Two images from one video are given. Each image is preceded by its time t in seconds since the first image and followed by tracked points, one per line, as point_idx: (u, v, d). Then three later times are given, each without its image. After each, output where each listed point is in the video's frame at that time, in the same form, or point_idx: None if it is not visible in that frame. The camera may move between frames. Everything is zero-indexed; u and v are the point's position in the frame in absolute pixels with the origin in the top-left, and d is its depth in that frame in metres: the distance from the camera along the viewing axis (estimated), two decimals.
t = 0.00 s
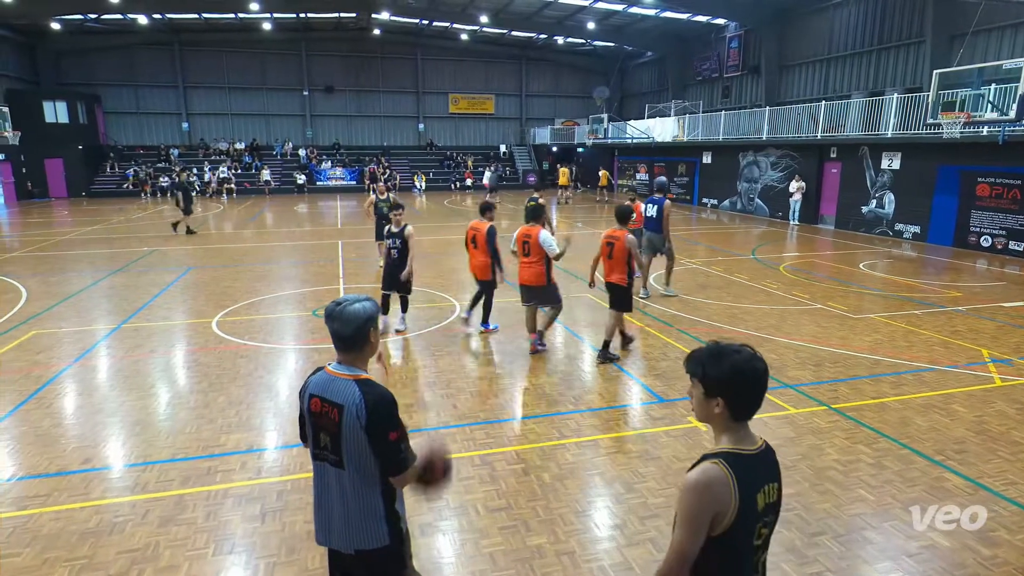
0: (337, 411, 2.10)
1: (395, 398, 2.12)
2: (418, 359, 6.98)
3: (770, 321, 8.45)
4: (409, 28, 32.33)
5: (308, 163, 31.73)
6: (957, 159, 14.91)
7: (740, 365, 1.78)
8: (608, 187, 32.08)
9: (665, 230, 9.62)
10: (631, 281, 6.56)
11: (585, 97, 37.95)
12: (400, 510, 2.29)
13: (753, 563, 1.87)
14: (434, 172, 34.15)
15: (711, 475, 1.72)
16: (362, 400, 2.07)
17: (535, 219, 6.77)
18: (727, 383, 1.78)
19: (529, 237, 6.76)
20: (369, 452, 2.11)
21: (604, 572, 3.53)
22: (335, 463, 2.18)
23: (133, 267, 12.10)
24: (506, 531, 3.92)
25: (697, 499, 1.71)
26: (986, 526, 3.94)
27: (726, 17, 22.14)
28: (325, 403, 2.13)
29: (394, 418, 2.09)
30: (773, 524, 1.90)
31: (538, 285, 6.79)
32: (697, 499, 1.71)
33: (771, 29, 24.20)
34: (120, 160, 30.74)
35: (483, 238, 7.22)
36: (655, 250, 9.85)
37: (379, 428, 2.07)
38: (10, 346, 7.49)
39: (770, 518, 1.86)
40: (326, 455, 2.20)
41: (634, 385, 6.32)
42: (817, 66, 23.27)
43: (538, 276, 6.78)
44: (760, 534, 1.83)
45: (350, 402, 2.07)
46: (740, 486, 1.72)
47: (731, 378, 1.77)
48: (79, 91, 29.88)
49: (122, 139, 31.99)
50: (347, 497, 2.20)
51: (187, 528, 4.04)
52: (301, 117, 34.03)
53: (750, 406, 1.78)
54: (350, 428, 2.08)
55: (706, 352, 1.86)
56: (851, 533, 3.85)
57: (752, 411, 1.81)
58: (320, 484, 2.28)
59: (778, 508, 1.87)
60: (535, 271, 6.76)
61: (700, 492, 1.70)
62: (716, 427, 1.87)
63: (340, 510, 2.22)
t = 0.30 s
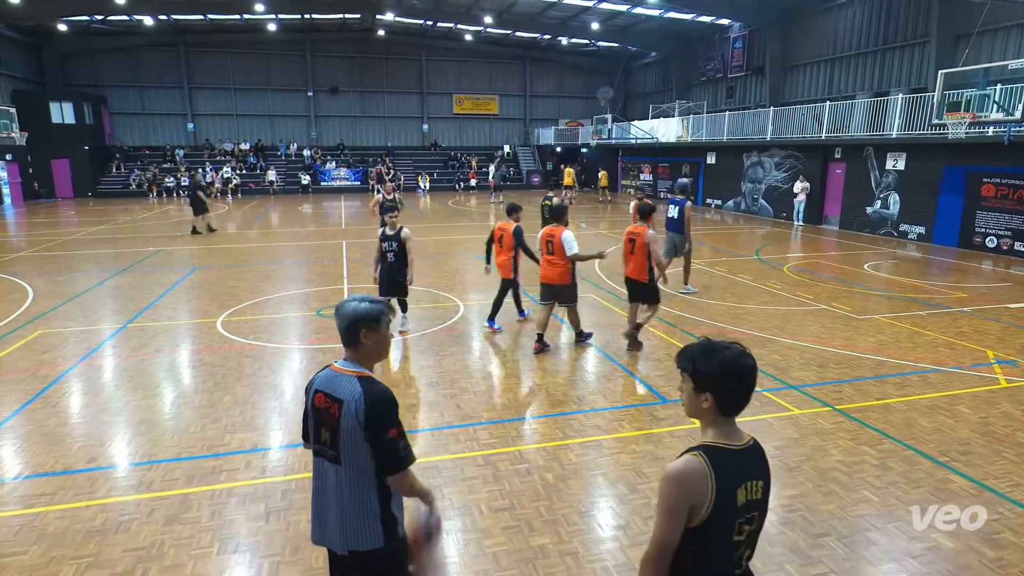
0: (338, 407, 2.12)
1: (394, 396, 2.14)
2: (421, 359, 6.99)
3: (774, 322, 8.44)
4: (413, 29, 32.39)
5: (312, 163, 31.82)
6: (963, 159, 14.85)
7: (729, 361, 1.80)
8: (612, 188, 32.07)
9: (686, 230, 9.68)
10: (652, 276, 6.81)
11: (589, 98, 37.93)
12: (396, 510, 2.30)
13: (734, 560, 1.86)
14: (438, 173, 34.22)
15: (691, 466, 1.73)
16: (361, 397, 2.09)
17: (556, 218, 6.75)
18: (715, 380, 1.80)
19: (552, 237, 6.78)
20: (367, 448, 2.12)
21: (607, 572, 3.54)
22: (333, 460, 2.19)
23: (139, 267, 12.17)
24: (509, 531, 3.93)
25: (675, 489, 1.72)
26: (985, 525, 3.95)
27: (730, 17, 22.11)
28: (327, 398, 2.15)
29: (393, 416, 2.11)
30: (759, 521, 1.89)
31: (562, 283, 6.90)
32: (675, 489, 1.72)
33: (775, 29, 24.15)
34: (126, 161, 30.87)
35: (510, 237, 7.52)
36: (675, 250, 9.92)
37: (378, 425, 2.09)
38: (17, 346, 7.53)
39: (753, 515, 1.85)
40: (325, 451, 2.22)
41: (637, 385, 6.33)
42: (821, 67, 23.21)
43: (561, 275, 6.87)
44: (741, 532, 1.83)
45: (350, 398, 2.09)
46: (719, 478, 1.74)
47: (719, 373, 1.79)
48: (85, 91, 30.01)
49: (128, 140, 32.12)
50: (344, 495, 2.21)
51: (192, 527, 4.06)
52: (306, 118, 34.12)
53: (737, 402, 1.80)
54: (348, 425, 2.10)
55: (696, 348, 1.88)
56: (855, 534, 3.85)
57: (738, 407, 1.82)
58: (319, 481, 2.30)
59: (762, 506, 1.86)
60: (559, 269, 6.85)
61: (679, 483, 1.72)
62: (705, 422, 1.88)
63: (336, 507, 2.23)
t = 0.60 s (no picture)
0: (334, 404, 2.12)
1: (388, 402, 2.07)
2: (425, 360, 7.00)
3: (779, 323, 8.42)
4: (418, 30, 32.43)
5: (318, 164, 31.92)
6: (968, 160, 14.80)
7: (720, 363, 1.81)
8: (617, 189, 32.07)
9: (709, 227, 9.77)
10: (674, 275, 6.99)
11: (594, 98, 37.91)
12: (389, 519, 2.24)
13: (725, 559, 1.86)
14: (443, 173, 34.31)
15: (681, 464, 1.74)
16: (354, 399, 2.06)
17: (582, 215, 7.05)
18: (707, 381, 1.80)
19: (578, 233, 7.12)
20: (356, 452, 2.09)
21: (610, 572, 3.54)
22: (330, 457, 2.19)
23: (145, 267, 12.24)
24: (513, 530, 3.94)
25: (665, 488, 1.73)
26: (986, 525, 3.95)
27: (736, 18, 22.08)
28: (329, 395, 2.16)
29: (383, 423, 2.04)
30: (751, 521, 1.89)
31: (585, 279, 7.20)
32: (666, 488, 1.73)
33: (781, 29, 24.10)
34: (133, 162, 31.02)
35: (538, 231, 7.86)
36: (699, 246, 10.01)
37: (366, 430, 2.03)
38: (25, 345, 7.59)
39: (745, 514, 1.85)
40: (324, 447, 2.22)
41: (642, 385, 6.33)
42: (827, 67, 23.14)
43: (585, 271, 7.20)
44: (732, 530, 1.83)
45: (344, 398, 2.08)
46: (710, 476, 1.74)
47: (710, 375, 1.79)
48: (92, 92, 30.17)
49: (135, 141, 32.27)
50: (336, 492, 2.21)
51: (198, 526, 4.08)
52: (312, 118, 34.21)
53: (729, 402, 1.80)
54: (340, 426, 2.08)
55: (688, 349, 1.89)
56: (861, 536, 3.84)
57: (730, 407, 1.83)
58: (321, 475, 2.32)
59: (753, 504, 1.86)
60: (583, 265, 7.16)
61: (668, 480, 1.73)
62: (697, 423, 1.88)
63: (329, 504, 2.23)
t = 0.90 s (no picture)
0: (333, 411, 2.09)
1: (388, 410, 2.04)
2: (431, 360, 7.02)
3: (786, 324, 8.40)
4: (425, 31, 32.48)
5: (325, 164, 32.03)
6: (976, 160, 14.72)
7: (724, 365, 1.81)
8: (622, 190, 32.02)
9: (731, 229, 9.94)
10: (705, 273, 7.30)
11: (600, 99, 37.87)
12: (389, 529, 2.21)
13: (727, 559, 1.87)
14: (449, 174, 34.40)
15: (685, 464, 1.75)
16: (351, 408, 2.03)
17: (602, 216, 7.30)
18: (710, 383, 1.81)
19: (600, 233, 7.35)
20: (355, 460, 2.06)
21: (615, 573, 3.55)
22: (331, 463, 2.18)
23: (154, 267, 12.32)
24: (519, 531, 3.95)
25: (670, 488, 1.73)
26: (993, 528, 3.94)
27: (742, 18, 22.03)
28: (330, 400, 2.14)
29: (381, 432, 2.01)
30: (754, 522, 1.90)
31: (605, 277, 7.32)
32: (670, 489, 1.73)
33: (788, 30, 24.01)
34: (142, 162, 31.21)
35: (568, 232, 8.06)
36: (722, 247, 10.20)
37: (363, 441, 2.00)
38: (35, 344, 7.66)
39: (747, 515, 1.86)
40: (325, 452, 2.21)
41: (648, 386, 6.33)
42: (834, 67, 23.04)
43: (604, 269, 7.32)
44: (735, 531, 1.84)
45: (342, 405, 2.05)
46: (713, 477, 1.75)
47: (714, 376, 1.80)
48: (102, 93, 30.39)
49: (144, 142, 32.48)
50: (336, 499, 2.20)
51: (205, 524, 4.11)
52: (319, 119, 34.33)
53: (733, 403, 1.81)
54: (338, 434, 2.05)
55: (691, 350, 1.90)
56: (867, 538, 3.83)
57: (734, 409, 1.84)
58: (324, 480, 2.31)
59: (756, 506, 1.87)
60: (602, 263, 7.31)
61: (673, 480, 1.73)
62: (701, 423, 1.89)
63: (331, 510, 2.22)
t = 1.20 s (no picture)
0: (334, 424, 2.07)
1: (389, 421, 2.01)
2: (438, 360, 7.05)
3: (793, 325, 8.37)
4: (432, 31, 32.51)
5: (333, 165, 32.14)
6: (986, 161, 14.62)
7: (729, 364, 1.82)
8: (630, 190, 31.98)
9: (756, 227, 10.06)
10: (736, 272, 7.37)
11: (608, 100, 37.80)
12: (389, 545, 2.17)
13: (734, 559, 1.87)
14: (456, 174, 34.49)
15: (693, 466, 1.75)
16: (351, 419, 2.00)
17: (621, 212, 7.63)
18: (716, 382, 1.81)
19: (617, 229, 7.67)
20: (356, 471, 2.04)
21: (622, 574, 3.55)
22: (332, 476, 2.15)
23: (163, 267, 12.38)
24: (525, 531, 3.96)
25: (678, 490, 1.74)
26: (1003, 531, 3.91)
27: (751, 18, 21.93)
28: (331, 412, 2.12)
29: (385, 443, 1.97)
30: (760, 521, 1.91)
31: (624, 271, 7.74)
32: (678, 491, 1.74)
33: (797, 30, 23.89)
34: (152, 163, 31.42)
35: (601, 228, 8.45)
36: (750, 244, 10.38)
37: (366, 453, 1.97)
38: (46, 342, 7.74)
39: (753, 515, 1.86)
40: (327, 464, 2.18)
41: (655, 387, 6.32)
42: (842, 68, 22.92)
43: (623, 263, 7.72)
44: (742, 530, 1.84)
45: (342, 418, 2.03)
46: (720, 478, 1.75)
47: (719, 376, 1.81)
48: (113, 95, 30.62)
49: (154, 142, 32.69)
50: (338, 511, 2.16)
51: (214, 522, 4.15)
52: (327, 120, 34.43)
53: (738, 402, 1.81)
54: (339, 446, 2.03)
55: (695, 350, 1.90)
56: (875, 540, 3.82)
57: (739, 408, 1.84)
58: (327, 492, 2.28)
59: (762, 505, 1.87)
60: (620, 258, 7.72)
61: (680, 483, 1.74)
62: (707, 423, 1.89)
63: (332, 523, 2.19)
